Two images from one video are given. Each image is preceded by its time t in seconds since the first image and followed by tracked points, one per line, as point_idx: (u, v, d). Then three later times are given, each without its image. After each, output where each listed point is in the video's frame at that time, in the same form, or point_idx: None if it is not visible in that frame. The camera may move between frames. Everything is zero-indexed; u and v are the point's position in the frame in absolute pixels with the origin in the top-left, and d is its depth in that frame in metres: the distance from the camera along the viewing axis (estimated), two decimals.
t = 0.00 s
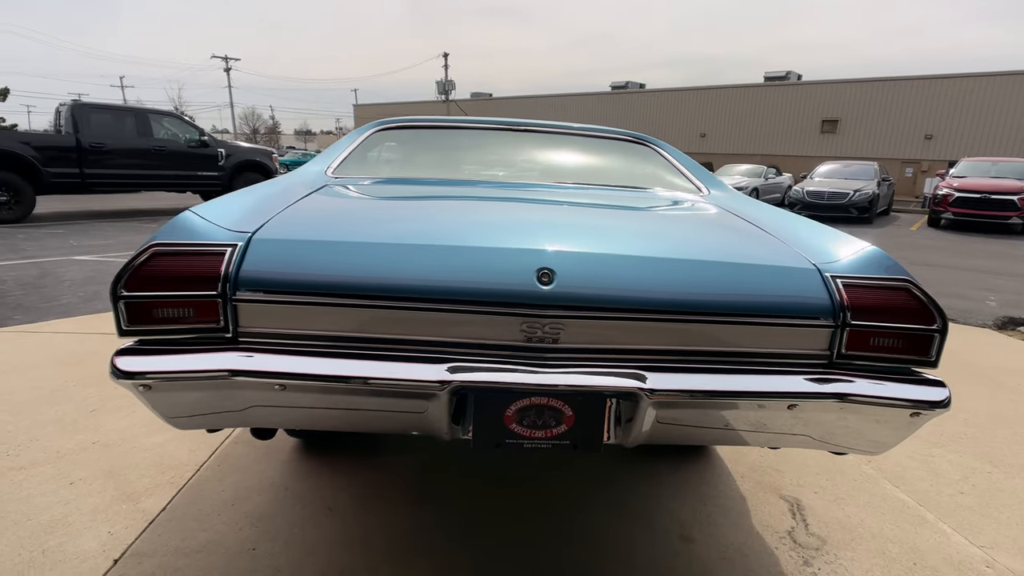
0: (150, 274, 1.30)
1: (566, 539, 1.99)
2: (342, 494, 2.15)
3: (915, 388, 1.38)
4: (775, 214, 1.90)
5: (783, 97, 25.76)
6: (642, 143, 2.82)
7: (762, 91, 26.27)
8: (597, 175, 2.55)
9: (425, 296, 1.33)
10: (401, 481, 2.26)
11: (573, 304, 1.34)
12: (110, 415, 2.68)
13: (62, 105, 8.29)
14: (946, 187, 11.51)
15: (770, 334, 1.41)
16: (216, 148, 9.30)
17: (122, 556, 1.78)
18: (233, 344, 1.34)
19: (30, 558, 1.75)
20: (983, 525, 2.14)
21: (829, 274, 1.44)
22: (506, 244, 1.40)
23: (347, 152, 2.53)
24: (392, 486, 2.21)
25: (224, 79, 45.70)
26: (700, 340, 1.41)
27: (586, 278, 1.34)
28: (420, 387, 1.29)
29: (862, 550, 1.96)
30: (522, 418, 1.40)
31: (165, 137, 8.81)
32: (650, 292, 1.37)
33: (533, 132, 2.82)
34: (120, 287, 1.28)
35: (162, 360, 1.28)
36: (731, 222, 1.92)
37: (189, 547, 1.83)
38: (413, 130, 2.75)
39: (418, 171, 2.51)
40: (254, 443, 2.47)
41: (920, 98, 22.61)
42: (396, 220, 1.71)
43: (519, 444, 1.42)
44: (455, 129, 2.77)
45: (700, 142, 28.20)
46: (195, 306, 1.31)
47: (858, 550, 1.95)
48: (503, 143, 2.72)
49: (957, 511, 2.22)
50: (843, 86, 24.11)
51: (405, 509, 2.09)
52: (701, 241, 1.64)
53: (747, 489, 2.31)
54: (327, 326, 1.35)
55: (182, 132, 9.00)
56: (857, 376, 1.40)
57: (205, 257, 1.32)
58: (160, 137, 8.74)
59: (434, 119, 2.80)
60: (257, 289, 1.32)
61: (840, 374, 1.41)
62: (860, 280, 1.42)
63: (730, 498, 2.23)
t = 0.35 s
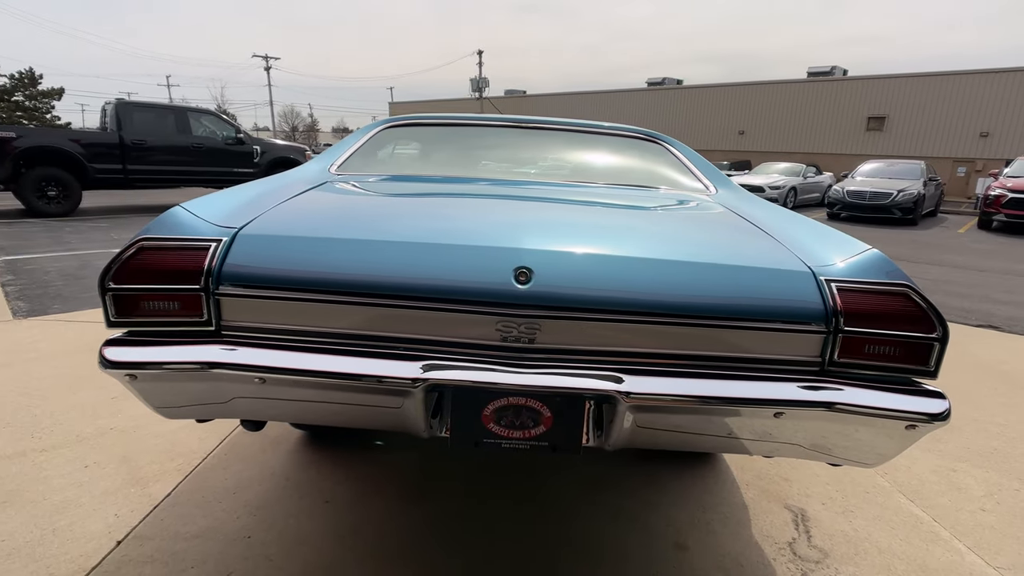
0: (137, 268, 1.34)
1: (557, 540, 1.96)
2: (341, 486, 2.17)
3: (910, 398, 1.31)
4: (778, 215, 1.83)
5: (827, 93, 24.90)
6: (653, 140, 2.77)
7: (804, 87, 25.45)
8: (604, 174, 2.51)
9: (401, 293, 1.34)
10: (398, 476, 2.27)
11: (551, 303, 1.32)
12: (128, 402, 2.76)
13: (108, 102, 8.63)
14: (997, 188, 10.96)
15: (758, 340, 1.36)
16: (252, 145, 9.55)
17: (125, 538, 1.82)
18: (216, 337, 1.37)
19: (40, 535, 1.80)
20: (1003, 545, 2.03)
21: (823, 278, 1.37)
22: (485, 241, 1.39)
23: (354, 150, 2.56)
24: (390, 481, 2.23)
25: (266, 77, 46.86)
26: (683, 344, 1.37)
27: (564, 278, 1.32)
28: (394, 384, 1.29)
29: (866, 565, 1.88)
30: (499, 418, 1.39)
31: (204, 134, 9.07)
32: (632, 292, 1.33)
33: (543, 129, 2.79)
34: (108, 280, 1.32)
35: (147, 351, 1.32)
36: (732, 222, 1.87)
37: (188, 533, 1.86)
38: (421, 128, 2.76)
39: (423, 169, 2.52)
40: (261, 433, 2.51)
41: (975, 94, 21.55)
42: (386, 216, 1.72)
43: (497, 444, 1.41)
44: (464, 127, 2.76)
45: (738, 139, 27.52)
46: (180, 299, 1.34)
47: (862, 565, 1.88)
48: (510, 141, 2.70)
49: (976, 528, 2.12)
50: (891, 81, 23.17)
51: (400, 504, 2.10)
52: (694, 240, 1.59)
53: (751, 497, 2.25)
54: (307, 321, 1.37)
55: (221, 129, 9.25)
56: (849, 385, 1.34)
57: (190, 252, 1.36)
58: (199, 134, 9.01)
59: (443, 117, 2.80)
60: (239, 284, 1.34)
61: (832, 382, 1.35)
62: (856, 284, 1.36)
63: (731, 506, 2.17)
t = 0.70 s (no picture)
0: (139, 261, 1.42)
1: (553, 537, 1.96)
2: (346, 475, 2.22)
3: (902, 408, 1.27)
4: (783, 217, 1.79)
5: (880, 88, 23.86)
6: (668, 139, 2.73)
7: (856, 83, 24.45)
8: (613, 175, 2.49)
9: (387, 290, 1.37)
10: (402, 468, 2.31)
11: (532, 302, 1.32)
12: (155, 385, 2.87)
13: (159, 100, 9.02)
14: None
15: (745, 344, 1.33)
16: (292, 142, 9.84)
17: (140, 516, 1.91)
18: (213, 327, 1.43)
19: (63, 510, 1.90)
20: None
21: (816, 281, 1.33)
22: (472, 239, 1.40)
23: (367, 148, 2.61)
24: (394, 472, 2.27)
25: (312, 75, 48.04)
26: (668, 346, 1.35)
27: (546, 277, 1.33)
28: (377, 377, 1.32)
29: None
30: (483, 414, 1.40)
31: (246, 131, 9.38)
32: (614, 292, 1.32)
33: (556, 126, 2.78)
34: (113, 271, 1.40)
35: (147, 340, 1.39)
36: (734, 222, 1.83)
37: (198, 514, 1.93)
38: (435, 126, 2.78)
39: (434, 168, 2.55)
40: (275, 421, 2.58)
41: None
42: (385, 212, 1.76)
43: (480, 440, 1.43)
44: (477, 126, 2.78)
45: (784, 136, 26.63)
46: (178, 290, 1.41)
47: None
48: (522, 139, 2.70)
49: (995, 547, 2.04)
50: (950, 76, 22.03)
51: (402, 496, 2.14)
52: (689, 238, 1.57)
53: (758, 503, 2.20)
54: (299, 314, 1.42)
55: (263, 126, 9.56)
56: (839, 392, 1.30)
57: (189, 246, 1.42)
58: (242, 131, 9.32)
59: (457, 115, 2.82)
60: (234, 278, 1.40)
61: (821, 388, 1.31)
62: (850, 288, 1.32)
63: (733, 511, 2.13)
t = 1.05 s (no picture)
0: (145, 254, 1.51)
1: (543, 532, 1.98)
2: (350, 464, 2.31)
3: (879, 417, 1.24)
4: (777, 221, 1.77)
5: (939, 82, 22.68)
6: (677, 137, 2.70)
7: (913, 76, 23.31)
8: (619, 175, 2.48)
9: (369, 286, 1.43)
10: (404, 459, 2.38)
11: (507, 300, 1.35)
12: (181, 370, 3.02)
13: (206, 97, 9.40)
14: None
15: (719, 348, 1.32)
16: (330, 139, 10.09)
17: (154, 492, 2.03)
18: (211, 318, 1.52)
19: (86, 483, 2.04)
20: None
21: (797, 286, 1.31)
22: (452, 238, 1.44)
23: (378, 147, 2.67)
24: (395, 462, 2.34)
25: (355, 71, 48.85)
26: (641, 347, 1.35)
27: (521, 276, 1.36)
28: (357, 369, 1.38)
29: None
30: (461, 408, 1.44)
31: (287, 128, 9.66)
32: (587, 293, 1.34)
33: (566, 125, 2.78)
34: (121, 263, 1.50)
35: (150, 327, 1.48)
36: (731, 225, 1.81)
37: (208, 494, 2.05)
38: (445, 125, 2.83)
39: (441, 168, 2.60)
40: (289, 409, 2.69)
41: None
42: (381, 210, 1.82)
43: (459, 433, 1.47)
44: (487, 124, 2.81)
45: (833, 132, 25.62)
46: (181, 282, 1.50)
47: None
48: (531, 138, 2.72)
49: (1008, 568, 1.95)
50: (1017, 69, 20.75)
51: (401, 485, 2.20)
52: (675, 239, 1.57)
53: (758, 510, 2.17)
54: (288, 307, 1.49)
55: (303, 123, 9.85)
56: (815, 399, 1.28)
57: (190, 241, 1.51)
58: (283, 128, 9.60)
59: (468, 114, 2.86)
60: (229, 272, 1.49)
61: (796, 394, 1.30)
62: (832, 293, 1.29)
63: (729, 515, 2.11)
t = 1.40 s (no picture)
0: (162, 244, 1.62)
1: (538, 523, 2.02)
2: (359, 450, 2.40)
3: (858, 420, 1.22)
4: (775, 223, 1.75)
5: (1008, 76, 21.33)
6: (692, 136, 2.67)
7: (979, 70, 22.00)
8: (627, 174, 2.48)
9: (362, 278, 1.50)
10: (412, 448, 2.45)
11: (490, 294, 1.40)
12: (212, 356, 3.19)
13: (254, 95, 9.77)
14: None
15: (696, 346, 1.33)
16: (370, 136, 10.32)
17: (176, 468, 2.17)
18: (219, 304, 1.62)
19: (116, 456, 2.19)
20: None
21: (778, 286, 1.30)
22: (442, 234, 1.50)
23: (395, 146, 2.75)
24: (403, 451, 2.42)
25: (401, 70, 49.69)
26: (620, 343, 1.37)
27: (504, 271, 1.40)
28: (347, 357, 1.45)
29: None
30: (448, 397, 1.49)
31: (329, 126, 9.93)
32: (567, 288, 1.37)
33: (581, 124, 2.78)
34: (140, 252, 1.61)
35: (165, 313, 1.59)
36: (726, 224, 1.80)
37: (224, 472, 2.17)
38: (462, 124, 2.88)
39: (454, 166, 2.66)
40: (308, 396, 2.80)
41: None
42: (384, 205, 1.89)
43: (447, 421, 1.52)
44: (502, 122, 2.84)
45: (890, 129, 24.46)
46: (193, 271, 1.60)
47: None
48: (544, 137, 2.74)
49: None
50: None
51: (406, 472, 2.28)
52: (663, 239, 1.58)
53: (761, 513, 2.13)
54: (289, 296, 1.58)
55: (344, 121, 10.11)
56: (793, 399, 1.27)
57: (202, 232, 1.61)
58: (326, 126, 9.88)
59: (484, 112, 2.90)
60: (236, 262, 1.58)
61: (775, 394, 1.29)
62: (814, 293, 1.28)
63: (728, 517, 2.09)
